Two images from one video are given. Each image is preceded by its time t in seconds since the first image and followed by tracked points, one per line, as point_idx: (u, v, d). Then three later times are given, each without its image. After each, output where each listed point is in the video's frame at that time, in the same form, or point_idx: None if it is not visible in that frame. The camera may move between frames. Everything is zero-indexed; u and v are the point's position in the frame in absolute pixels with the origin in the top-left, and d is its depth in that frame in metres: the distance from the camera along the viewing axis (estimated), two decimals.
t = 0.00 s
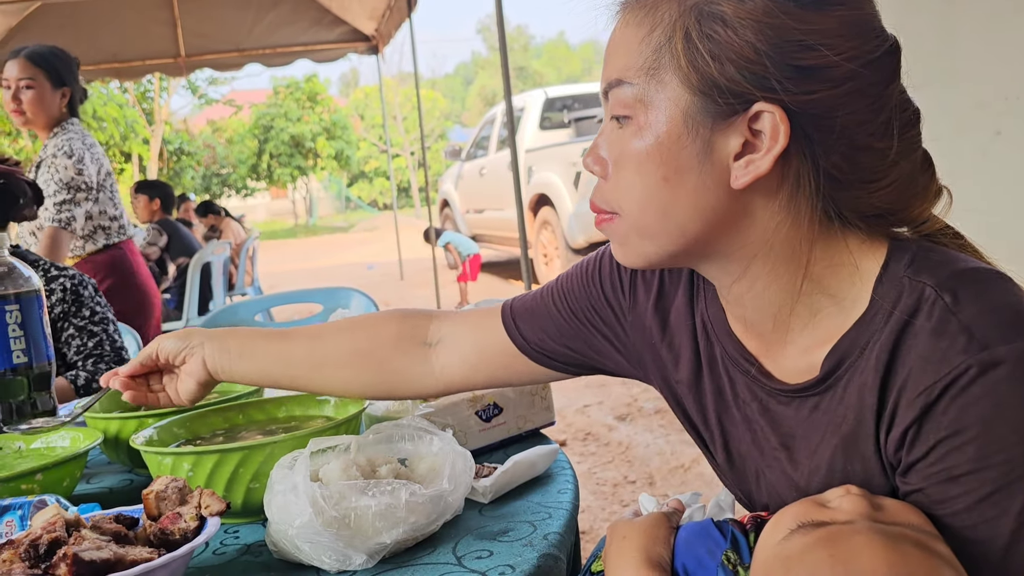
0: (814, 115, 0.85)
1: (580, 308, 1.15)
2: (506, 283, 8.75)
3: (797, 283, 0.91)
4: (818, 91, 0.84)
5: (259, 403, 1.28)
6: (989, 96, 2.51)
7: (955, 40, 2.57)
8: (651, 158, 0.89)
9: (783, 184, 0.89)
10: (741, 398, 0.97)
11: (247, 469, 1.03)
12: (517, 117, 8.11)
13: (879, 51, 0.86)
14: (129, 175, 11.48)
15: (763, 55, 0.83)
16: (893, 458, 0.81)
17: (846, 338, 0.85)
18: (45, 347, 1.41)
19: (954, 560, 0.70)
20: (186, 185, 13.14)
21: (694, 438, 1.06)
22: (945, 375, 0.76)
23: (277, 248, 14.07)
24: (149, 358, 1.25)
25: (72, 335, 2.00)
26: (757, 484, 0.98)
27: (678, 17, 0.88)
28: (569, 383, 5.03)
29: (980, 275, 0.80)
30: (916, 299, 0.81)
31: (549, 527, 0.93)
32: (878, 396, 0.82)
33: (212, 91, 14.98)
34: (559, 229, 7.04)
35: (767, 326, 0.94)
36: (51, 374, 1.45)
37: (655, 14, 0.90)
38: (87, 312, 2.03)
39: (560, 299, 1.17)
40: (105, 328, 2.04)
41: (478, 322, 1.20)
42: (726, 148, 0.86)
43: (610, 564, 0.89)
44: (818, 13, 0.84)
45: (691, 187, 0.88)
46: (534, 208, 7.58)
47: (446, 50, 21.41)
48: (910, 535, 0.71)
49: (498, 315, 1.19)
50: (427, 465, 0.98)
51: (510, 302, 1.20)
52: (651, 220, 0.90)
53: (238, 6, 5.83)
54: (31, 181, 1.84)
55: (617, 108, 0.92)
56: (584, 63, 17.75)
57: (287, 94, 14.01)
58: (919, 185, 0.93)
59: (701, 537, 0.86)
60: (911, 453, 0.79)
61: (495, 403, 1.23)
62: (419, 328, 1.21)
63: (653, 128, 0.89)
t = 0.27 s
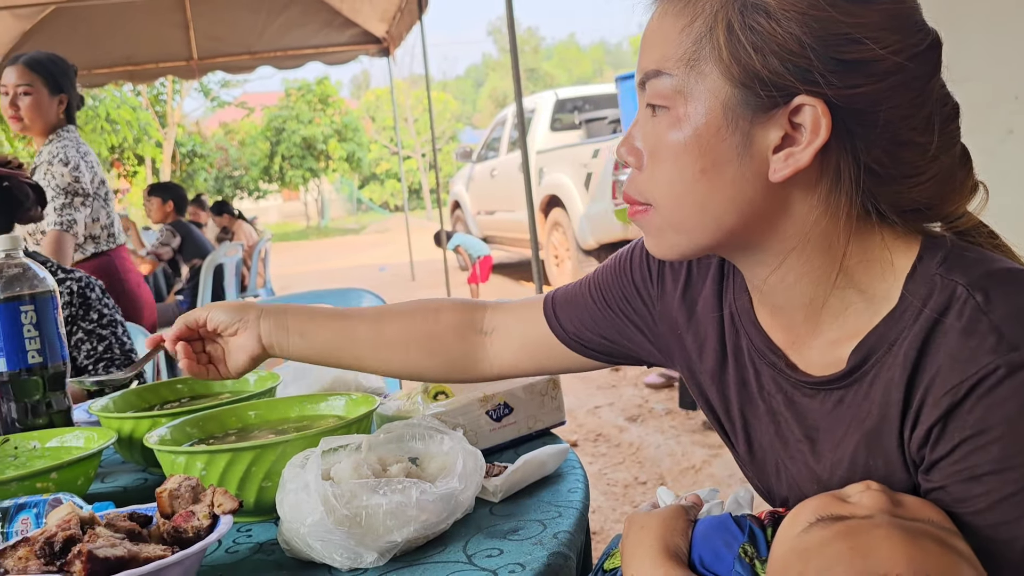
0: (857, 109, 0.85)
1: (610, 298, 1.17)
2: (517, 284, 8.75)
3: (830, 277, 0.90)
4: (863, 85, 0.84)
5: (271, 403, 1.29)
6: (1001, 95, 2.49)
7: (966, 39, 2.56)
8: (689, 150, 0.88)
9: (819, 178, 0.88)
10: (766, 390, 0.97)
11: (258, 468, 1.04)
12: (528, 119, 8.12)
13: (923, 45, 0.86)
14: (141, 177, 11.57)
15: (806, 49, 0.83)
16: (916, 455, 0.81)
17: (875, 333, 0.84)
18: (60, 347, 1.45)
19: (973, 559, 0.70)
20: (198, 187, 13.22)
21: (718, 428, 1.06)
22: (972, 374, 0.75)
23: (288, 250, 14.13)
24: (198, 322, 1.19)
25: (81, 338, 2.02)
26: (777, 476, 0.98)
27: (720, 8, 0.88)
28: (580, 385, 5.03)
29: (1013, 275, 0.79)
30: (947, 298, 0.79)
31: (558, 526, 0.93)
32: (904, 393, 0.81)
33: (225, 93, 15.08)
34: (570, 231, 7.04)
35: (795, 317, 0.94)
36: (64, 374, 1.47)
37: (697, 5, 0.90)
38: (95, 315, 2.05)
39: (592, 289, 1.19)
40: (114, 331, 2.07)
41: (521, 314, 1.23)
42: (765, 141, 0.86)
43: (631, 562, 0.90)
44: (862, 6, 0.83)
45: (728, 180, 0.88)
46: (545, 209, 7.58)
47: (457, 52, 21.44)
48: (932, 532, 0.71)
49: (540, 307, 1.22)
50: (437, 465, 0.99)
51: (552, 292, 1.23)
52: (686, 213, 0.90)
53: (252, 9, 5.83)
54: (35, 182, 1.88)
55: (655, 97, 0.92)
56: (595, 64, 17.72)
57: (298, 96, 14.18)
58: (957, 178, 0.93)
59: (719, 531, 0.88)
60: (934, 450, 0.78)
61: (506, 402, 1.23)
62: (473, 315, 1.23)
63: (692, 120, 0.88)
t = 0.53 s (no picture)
0: (879, 103, 0.85)
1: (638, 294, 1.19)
2: (525, 285, 8.76)
3: (848, 272, 0.90)
4: (886, 81, 0.84)
5: (280, 403, 1.30)
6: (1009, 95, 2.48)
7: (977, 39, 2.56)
8: (712, 144, 0.88)
9: (842, 172, 0.88)
10: (780, 382, 0.97)
11: (267, 467, 1.05)
12: (536, 120, 8.13)
13: (944, 41, 0.86)
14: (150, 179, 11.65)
15: (830, 43, 0.83)
16: (927, 450, 0.81)
17: (890, 328, 0.84)
18: (71, 348, 1.46)
19: (980, 551, 0.69)
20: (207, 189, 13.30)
21: (731, 420, 1.08)
22: (985, 371, 0.75)
23: (296, 251, 14.17)
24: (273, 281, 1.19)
25: (86, 341, 2.04)
26: (785, 469, 0.99)
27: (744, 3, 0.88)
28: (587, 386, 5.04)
29: None
30: (962, 295, 0.79)
31: (563, 524, 0.94)
32: (917, 388, 0.81)
33: (233, 96, 15.15)
34: (578, 232, 7.05)
35: (811, 311, 0.94)
36: (75, 374, 1.48)
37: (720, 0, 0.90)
38: (99, 318, 2.07)
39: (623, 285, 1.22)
40: (118, 334, 2.09)
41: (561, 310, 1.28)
42: (789, 135, 0.86)
43: (640, 554, 0.91)
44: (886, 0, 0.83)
45: (750, 174, 0.87)
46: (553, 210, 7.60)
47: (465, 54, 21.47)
48: (936, 522, 0.69)
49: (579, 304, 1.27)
50: (443, 463, 0.99)
51: (592, 288, 1.26)
52: (706, 207, 0.90)
53: (260, 10, 5.86)
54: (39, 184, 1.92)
55: (678, 91, 0.92)
56: (602, 65, 17.72)
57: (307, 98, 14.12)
58: (979, 174, 0.94)
59: (729, 522, 0.90)
60: (945, 445, 0.78)
61: (512, 402, 1.24)
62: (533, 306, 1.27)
63: (715, 114, 0.88)
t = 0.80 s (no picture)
0: (885, 89, 0.85)
1: (658, 286, 1.25)
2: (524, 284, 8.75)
3: (855, 261, 0.89)
4: (891, 67, 0.84)
5: (279, 400, 1.30)
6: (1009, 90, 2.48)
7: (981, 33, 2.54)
8: (718, 132, 0.88)
9: (848, 159, 0.87)
10: (788, 371, 0.98)
11: (265, 462, 1.04)
12: (535, 118, 8.12)
13: (950, 27, 0.85)
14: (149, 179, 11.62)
15: (837, 30, 0.83)
16: (931, 439, 0.80)
17: (896, 317, 0.83)
18: (69, 343, 1.45)
19: (984, 538, 0.68)
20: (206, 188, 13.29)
21: (739, 408, 1.09)
22: (991, 360, 0.74)
23: (295, 250, 14.16)
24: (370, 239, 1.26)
25: (86, 337, 2.04)
26: (790, 458, 0.99)
27: None
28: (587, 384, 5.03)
29: None
30: (970, 285, 0.78)
31: (562, 519, 0.94)
32: (923, 377, 0.80)
33: (232, 95, 15.13)
34: (577, 230, 7.04)
35: (818, 300, 0.94)
36: (74, 371, 1.48)
37: None
38: (98, 314, 2.08)
39: (645, 278, 1.27)
40: (117, 330, 2.09)
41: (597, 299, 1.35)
42: (794, 123, 0.86)
43: (642, 545, 0.91)
44: None
45: (758, 162, 0.87)
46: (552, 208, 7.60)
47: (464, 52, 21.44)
48: (941, 510, 0.68)
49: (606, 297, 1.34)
50: (442, 458, 0.99)
51: (619, 280, 1.33)
52: (713, 195, 0.90)
53: (260, 8, 5.87)
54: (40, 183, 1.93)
55: (685, 79, 0.92)
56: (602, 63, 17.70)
57: (305, 96, 14.31)
58: (987, 162, 0.94)
59: (732, 514, 0.90)
60: (950, 435, 0.77)
61: (511, 398, 1.23)
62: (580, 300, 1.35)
63: (722, 102, 0.88)
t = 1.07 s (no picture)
0: (874, 84, 0.84)
1: (666, 283, 1.28)
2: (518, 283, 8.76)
3: (850, 257, 0.89)
4: (882, 62, 0.83)
5: (270, 399, 1.29)
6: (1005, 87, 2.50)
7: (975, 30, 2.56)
8: (710, 128, 0.88)
9: (841, 155, 0.87)
10: (783, 366, 0.98)
11: (255, 462, 1.04)
12: (528, 117, 8.13)
13: (941, 22, 0.85)
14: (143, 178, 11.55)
15: (826, 25, 0.83)
16: (926, 436, 0.80)
17: (891, 313, 0.83)
18: (60, 343, 1.43)
19: (978, 536, 0.66)
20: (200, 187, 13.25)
21: (736, 403, 1.10)
22: (985, 356, 0.74)
23: (289, 250, 14.13)
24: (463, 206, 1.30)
25: (79, 337, 2.02)
26: (784, 454, 0.99)
27: None
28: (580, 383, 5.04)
29: None
30: (966, 281, 0.77)
31: (553, 519, 0.93)
32: (918, 372, 0.80)
33: (226, 94, 15.08)
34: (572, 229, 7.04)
35: (814, 296, 0.94)
36: (64, 370, 1.47)
37: None
38: (92, 313, 2.07)
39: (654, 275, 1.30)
40: (111, 329, 2.07)
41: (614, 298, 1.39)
42: (784, 118, 0.85)
43: (636, 542, 0.90)
44: None
45: (751, 157, 0.87)
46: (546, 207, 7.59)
47: (458, 51, 21.45)
48: (935, 507, 0.67)
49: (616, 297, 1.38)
50: (433, 458, 0.99)
51: (630, 274, 1.36)
52: (706, 193, 0.90)
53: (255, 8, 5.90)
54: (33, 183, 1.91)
55: (676, 77, 0.92)
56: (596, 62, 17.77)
57: (299, 96, 14.06)
58: (981, 155, 0.93)
59: (725, 510, 0.90)
60: (945, 431, 0.77)
61: (502, 397, 1.23)
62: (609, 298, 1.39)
63: (713, 98, 0.88)
